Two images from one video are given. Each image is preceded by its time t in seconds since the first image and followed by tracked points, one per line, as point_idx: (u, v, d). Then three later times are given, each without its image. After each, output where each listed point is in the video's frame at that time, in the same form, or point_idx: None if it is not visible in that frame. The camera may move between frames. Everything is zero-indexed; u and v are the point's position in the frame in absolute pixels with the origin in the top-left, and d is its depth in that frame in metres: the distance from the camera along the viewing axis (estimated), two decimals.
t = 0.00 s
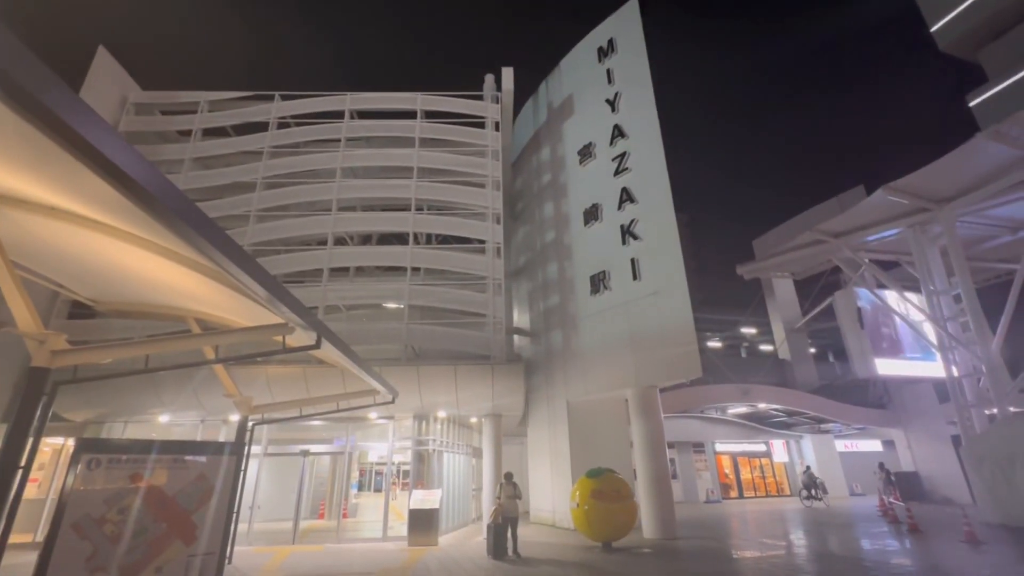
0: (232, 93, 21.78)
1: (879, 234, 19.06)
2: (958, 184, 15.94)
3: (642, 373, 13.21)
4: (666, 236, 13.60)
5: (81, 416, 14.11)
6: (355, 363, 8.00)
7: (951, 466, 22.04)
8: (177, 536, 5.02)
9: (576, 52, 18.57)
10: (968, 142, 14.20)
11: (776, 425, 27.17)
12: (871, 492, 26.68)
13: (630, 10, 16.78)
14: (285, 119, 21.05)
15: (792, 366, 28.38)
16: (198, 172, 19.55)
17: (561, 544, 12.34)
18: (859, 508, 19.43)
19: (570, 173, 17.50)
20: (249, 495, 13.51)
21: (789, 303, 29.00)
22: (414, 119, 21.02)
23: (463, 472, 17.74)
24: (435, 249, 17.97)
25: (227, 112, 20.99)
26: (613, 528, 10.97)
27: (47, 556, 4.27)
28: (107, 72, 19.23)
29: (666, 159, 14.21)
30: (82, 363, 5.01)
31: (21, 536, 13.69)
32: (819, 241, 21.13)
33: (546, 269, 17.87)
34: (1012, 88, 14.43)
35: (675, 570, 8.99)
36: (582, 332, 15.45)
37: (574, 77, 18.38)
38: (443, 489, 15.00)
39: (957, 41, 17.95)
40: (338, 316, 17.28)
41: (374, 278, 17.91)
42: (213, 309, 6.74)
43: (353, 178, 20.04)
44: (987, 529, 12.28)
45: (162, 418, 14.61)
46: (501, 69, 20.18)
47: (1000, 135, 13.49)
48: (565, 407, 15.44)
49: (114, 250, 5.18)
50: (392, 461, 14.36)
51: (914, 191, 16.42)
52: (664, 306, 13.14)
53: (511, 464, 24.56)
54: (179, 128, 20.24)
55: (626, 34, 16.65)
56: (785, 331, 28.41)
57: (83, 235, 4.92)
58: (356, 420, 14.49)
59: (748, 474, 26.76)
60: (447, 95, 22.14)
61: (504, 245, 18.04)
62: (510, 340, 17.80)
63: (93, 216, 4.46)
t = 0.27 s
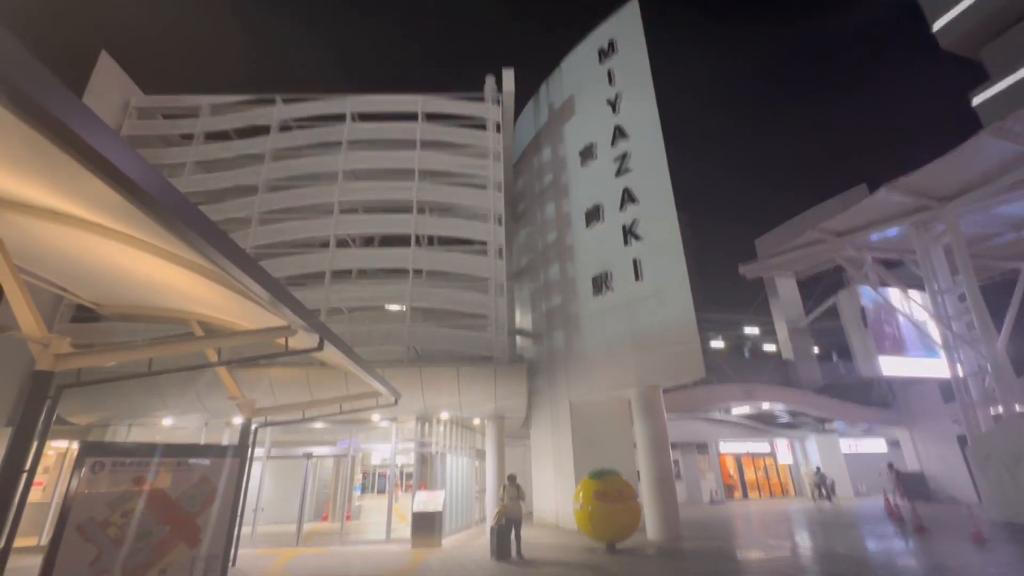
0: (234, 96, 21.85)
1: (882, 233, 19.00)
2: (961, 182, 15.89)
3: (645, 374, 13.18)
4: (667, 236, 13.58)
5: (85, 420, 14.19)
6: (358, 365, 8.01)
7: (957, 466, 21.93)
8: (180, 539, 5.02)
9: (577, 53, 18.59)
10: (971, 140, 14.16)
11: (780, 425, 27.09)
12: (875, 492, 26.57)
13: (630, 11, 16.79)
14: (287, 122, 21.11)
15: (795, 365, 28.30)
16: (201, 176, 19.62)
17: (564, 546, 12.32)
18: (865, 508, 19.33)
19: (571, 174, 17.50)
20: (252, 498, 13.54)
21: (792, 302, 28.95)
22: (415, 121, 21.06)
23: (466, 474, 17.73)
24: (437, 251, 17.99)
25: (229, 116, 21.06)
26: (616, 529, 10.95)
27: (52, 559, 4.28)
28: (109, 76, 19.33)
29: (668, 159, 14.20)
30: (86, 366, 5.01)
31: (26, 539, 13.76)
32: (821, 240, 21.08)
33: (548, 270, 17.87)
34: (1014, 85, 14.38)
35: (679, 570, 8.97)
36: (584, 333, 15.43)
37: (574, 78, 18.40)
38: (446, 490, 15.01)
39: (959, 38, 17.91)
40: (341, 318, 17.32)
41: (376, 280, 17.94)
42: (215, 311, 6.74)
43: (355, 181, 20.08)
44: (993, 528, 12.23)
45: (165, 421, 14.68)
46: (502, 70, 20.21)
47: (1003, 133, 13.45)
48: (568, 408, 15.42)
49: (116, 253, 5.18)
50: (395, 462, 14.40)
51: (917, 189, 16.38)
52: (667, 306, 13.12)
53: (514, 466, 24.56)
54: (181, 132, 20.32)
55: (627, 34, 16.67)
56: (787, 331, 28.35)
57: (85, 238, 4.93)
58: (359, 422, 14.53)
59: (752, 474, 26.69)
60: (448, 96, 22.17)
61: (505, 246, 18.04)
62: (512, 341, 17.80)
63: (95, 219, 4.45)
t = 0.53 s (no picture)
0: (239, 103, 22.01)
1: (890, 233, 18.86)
2: (969, 180, 15.75)
3: (651, 376, 13.13)
4: (672, 238, 13.54)
5: (94, 425, 14.33)
6: (364, 368, 8.02)
7: (969, 467, 21.67)
8: (188, 544, 5.05)
9: (580, 55, 18.61)
10: (979, 138, 14.05)
11: (788, 427, 26.89)
12: (886, 495, 26.30)
13: (632, 13, 16.79)
14: (292, 127, 21.23)
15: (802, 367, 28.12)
16: (207, 182, 19.77)
17: (572, 549, 12.26)
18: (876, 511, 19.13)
19: (576, 177, 17.50)
20: (259, 502, 13.58)
21: (798, 303, 28.78)
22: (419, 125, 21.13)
23: (472, 477, 17.71)
24: (441, 254, 18.02)
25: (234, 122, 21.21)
26: (623, 534, 10.88)
27: (61, 564, 4.30)
28: (117, 84, 19.52)
29: (672, 160, 14.16)
30: (94, 372, 5.04)
31: (36, 543, 13.88)
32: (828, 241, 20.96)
33: (552, 272, 17.86)
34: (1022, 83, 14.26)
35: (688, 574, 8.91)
36: (590, 336, 15.40)
37: (578, 80, 18.41)
38: (453, 494, 15.00)
39: (964, 37, 17.79)
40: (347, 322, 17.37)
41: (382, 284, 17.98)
42: (222, 316, 6.77)
43: (360, 185, 20.16)
44: (1006, 531, 12.09)
45: (173, 426, 14.77)
46: (505, 74, 20.25)
47: (1011, 131, 13.34)
48: (574, 411, 15.36)
49: (124, 259, 5.22)
50: (401, 466, 14.42)
51: (924, 188, 16.26)
52: (672, 308, 13.07)
53: (520, 468, 24.52)
54: (188, 138, 20.48)
55: (629, 36, 16.67)
56: (795, 332, 28.16)
57: (94, 244, 4.97)
58: (365, 426, 14.54)
59: (760, 477, 26.51)
60: (452, 100, 22.23)
61: (510, 249, 18.05)
62: (518, 344, 17.78)
63: (102, 225, 4.49)
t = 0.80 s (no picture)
0: (250, 103, 22.21)
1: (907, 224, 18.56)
2: (989, 170, 15.41)
3: (663, 371, 13.07)
4: (684, 232, 13.44)
5: (114, 422, 14.61)
6: (376, 365, 8.08)
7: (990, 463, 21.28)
8: (207, 538, 5.15)
9: (588, 50, 18.51)
10: (999, 126, 13.76)
11: (803, 423, 26.62)
12: (903, 491, 25.95)
13: (641, 5, 16.64)
14: (302, 127, 21.38)
15: (817, 361, 27.79)
16: (220, 182, 20.01)
17: (585, 545, 12.27)
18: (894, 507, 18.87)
19: (585, 172, 17.43)
20: (275, 498, 13.78)
21: (813, 297, 28.43)
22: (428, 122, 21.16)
23: (484, 473, 17.80)
24: (452, 251, 18.06)
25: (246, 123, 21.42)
26: (636, 529, 10.88)
27: (85, 557, 4.41)
28: (131, 87, 19.81)
29: (683, 153, 14.04)
30: (114, 370, 5.15)
31: (61, 538, 14.23)
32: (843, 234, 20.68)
33: (563, 268, 17.84)
34: None
35: (702, 570, 8.91)
36: (601, 331, 15.36)
37: (587, 75, 18.31)
38: (466, 490, 15.08)
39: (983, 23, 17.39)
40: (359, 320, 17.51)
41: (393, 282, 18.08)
42: (237, 315, 6.86)
43: (370, 183, 20.25)
44: None
45: (191, 423, 15.04)
46: (514, 69, 20.21)
47: None
48: (586, 407, 15.35)
49: (140, 259, 5.32)
50: (414, 462, 14.54)
51: (943, 178, 15.94)
52: (684, 303, 12.98)
53: (532, 464, 24.60)
54: (201, 139, 20.72)
55: (638, 29, 16.54)
56: (809, 327, 27.83)
57: (111, 245, 5.06)
58: (378, 423, 14.67)
59: (775, 473, 26.31)
60: (461, 97, 22.23)
61: (520, 246, 18.04)
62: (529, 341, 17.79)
63: (119, 226, 4.57)
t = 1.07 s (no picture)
0: (261, 107, 22.44)
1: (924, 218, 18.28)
2: (1008, 162, 15.10)
3: (675, 370, 12.99)
4: (694, 229, 13.35)
5: (132, 422, 14.87)
6: (388, 365, 8.12)
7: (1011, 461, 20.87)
8: (224, 537, 5.22)
9: (596, 47, 18.44)
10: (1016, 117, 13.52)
11: (818, 421, 26.30)
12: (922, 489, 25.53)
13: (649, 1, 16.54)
14: (312, 130, 21.56)
15: (832, 358, 27.43)
16: (233, 186, 20.25)
17: (597, 544, 12.26)
18: (913, 506, 18.56)
19: (595, 170, 17.38)
20: (290, 497, 13.94)
21: (827, 293, 28.08)
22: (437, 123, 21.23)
23: (496, 472, 17.84)
24: (462, 251, 18.11)
25: (257, 126, 21.65)
26: (649, 528, 10.84)
27: (106, 555, 4.49)
28: (145, 93, 20.13)
29: (693, 149, 13.94)
30: (131, 372, 5.23)
31: (82, 536, 14.52)
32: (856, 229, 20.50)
33: (573, 266, 17.81)
34: None
35: (716, 569, 8.87)
36: (612, 330, 15.32)
37: (595, 72, 18.27)
38: (478, 489, 15.14)
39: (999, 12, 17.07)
40: (370, 320, 17.65)
41: (404, 282, 18.17)
42: (250, 317, 6.95)
43: (380, 184, 20.36)
44: None
45: (206, 424, 15.26)
46: (522, 68, 20.22)
47: None
48: (597, 406, 15.31)
49: (155, 262, 5.40)
50: (426, 462, 14.63)
51: (960, 171, 15.65)
52: (695, 300, 12.90)
53: (544, 464, 24.60)
54: (213, 144, 20.99)
55: (646, 25, 16.46)
56: (823, 323, 27.51)
57: (126, 249, 5.15)
58: (390, 422, 14.79)
59: (790, 471, 26.08)
60: (469, 97, 22.27)
61: (530, 244, 18.03)
62: (539, 340, 17.78)
63: (134, 230, 4.65)
